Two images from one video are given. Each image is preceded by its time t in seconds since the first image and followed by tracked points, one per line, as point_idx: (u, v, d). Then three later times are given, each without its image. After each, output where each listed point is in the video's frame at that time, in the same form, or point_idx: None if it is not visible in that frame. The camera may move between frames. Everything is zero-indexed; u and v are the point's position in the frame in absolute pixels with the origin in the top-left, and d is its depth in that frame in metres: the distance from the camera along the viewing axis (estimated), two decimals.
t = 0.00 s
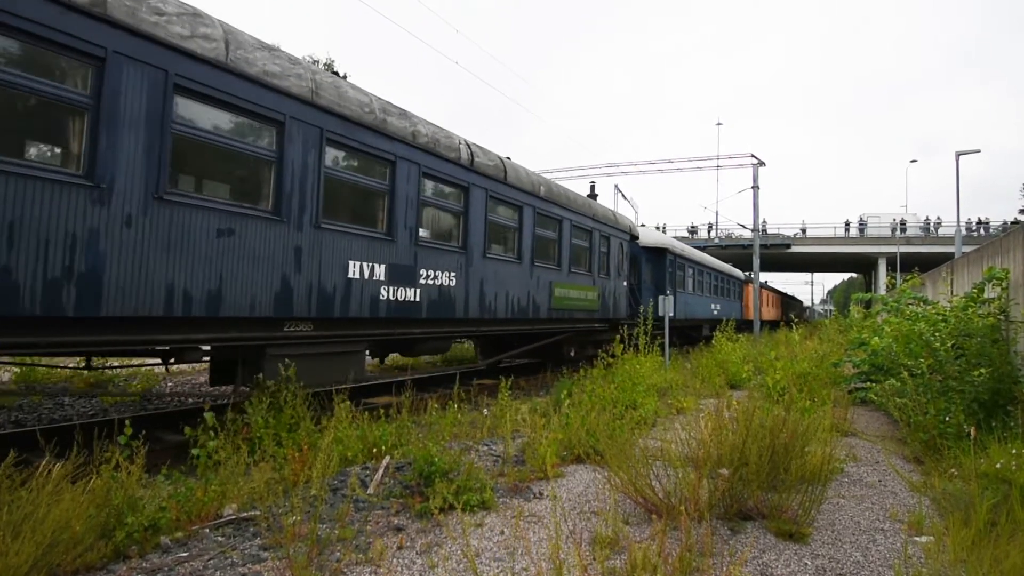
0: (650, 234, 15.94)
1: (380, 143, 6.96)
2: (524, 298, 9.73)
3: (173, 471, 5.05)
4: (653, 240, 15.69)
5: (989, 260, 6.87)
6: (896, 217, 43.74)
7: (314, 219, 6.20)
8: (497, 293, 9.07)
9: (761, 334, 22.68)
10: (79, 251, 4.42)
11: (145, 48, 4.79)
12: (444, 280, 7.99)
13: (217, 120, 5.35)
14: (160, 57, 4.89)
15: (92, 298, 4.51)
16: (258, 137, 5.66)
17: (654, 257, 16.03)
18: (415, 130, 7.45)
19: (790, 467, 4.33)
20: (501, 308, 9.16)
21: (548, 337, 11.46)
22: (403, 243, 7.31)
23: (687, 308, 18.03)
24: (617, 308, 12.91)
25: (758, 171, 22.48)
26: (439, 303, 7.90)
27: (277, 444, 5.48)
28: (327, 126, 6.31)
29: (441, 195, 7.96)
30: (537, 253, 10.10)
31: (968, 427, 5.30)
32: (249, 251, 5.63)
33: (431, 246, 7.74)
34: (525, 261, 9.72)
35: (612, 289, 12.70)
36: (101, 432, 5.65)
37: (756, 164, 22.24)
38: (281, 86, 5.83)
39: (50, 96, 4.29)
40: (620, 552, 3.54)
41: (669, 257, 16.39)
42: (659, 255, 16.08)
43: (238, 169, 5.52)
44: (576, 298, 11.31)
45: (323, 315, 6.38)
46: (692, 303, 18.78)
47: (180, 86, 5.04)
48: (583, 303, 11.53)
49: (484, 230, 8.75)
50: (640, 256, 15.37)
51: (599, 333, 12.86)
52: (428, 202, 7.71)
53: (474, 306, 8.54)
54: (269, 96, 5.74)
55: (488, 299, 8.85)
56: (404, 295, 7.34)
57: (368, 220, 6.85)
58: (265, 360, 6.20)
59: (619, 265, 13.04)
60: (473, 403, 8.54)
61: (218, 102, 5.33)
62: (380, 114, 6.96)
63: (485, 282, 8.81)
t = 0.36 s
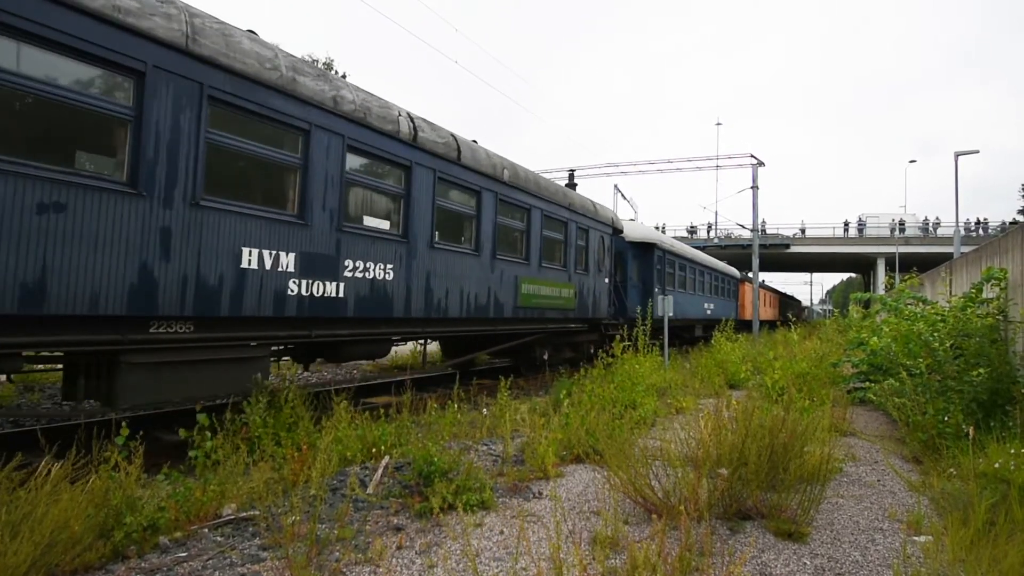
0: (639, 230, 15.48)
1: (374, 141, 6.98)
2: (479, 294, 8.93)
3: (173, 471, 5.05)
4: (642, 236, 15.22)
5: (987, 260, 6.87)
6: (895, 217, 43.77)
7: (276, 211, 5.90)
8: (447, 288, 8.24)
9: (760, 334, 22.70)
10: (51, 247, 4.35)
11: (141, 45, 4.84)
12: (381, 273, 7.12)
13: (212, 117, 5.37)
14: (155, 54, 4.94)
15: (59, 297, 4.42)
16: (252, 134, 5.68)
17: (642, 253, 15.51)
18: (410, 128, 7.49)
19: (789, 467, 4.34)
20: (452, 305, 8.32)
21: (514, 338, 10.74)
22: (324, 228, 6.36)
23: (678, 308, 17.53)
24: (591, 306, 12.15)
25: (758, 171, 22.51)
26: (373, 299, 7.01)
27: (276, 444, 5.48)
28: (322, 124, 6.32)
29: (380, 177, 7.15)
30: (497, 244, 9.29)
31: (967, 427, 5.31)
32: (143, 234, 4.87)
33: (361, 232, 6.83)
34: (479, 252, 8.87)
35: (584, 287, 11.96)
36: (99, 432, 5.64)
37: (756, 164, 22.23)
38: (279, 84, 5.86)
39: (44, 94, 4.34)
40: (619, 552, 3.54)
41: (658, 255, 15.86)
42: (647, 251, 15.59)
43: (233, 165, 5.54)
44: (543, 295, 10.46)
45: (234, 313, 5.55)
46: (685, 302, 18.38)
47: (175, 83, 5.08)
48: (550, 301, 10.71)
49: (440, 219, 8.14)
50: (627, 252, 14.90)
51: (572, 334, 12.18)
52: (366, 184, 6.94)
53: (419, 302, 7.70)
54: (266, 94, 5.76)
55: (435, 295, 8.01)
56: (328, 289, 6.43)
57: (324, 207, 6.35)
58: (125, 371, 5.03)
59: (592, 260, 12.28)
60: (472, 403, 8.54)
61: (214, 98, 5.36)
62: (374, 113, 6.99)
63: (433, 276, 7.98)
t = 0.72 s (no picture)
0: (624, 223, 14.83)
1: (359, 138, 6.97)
2: (423, 289, 8.00)
3: (172, 470, 5.04)
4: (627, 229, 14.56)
5: (986, 260, 6.87)
6: (895, 217, 43.80)
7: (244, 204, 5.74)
8: (381, 281, 7.35)
9: (761, 334, 22.71)
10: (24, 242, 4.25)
11: (133, 42, 4.87)
12: (291, 263, 6.20)
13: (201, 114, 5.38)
14: (147, 52, 4.95)
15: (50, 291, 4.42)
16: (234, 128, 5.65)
17: (625, 248, 14.84)
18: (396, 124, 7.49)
19: (788, 466, 4.35)
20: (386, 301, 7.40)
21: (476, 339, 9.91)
22: (205, 205, 5.38)
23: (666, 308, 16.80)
24: (561, 303, 11.31)
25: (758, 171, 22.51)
26: (279, 292, 6.08)
27: (275, 443, 5.47)
28: (302, 116, 6.27)
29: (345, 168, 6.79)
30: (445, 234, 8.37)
31: (965, 427, 5.33)
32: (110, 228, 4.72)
33: (262, 214, 5.89)
34: (421, 242, 7.93)
35: (554, 283, 11.12)
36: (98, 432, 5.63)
37: (755, 164, 22.20)
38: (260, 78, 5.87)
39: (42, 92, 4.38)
40: (619, 551, 3.54)
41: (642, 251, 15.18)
42: (632, 245, 14.94)
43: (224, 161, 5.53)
44: (500, 291, 9.56)
45: (182, 310, 5.25)
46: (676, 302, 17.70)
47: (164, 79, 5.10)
48: (508, 297, 9.81)
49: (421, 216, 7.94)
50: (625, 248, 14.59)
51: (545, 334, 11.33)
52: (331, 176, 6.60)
53: (342, 298, 6.80)
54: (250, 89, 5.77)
55: (364, 291, 7.11)
56: (222, 281, 5.53)
57: (266, 194, 5.95)
58: None
59: (563, 254, 11.41)
60: (472, 402, 8.54)
61: (201, 92, 5.35)
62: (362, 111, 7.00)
63: (363, 268, 7.08)
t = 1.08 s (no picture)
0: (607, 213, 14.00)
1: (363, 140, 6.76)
2: (349, 286, 6.65)
3: (170, 470, 5.05)
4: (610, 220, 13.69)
5: (986, 259, 6.87)
6: (894, 217, 43.81)
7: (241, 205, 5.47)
8: (290, 274, 5.95)
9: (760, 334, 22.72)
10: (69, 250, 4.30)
11: (140, 44, 4.71)
12: (153, 250, 4.81)
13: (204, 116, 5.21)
14: (153, 54, 4.79)
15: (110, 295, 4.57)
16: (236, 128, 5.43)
17: (608, 241, 13.91)
18: (399, 124, 7.29)
19: (787, 466, 4.36)
20: (298, 298, 6.07)
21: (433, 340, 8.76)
22: (20, 173, 4.06)
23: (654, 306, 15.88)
24: (528, 300, 10.14)
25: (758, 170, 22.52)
26: (138, 287, 4.71)
27: (275, 443, 5.46)
28: (303, 117, 6.03)
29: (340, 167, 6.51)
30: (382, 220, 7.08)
31: (964, 426, 5.33)
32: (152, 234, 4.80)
33: (115, 186, 4.56)
34: (348, 228, 6.59)
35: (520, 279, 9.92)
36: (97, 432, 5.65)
37: (755, 164, 22.17)
38: (264, 78, 5.64)
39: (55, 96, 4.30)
40: (618, 551, 3.54)
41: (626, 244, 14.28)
42: (615, 238, 14.01)
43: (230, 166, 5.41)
44: (452, 286, 8.29)
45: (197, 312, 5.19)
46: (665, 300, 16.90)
47: (170, 81, 4.93)
48: (464, 292, 8.54)
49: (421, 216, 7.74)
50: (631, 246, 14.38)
51: (515, 333, 10.26)
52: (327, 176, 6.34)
53: (232, 293, 5.42)
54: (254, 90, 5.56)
55: (266, 285, 5.73)
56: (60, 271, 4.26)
57: (120, 162, 4.63)
58: None
59: (532, 246, 10.26)
60: (471, 402, 8.54)
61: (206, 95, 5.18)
62: (366, 110, 6.78)
63: (263, 257, 5.71)
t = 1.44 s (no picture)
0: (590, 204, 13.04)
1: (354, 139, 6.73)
2: (247, 277, 5.63)
3: (171, 469, 5.05)
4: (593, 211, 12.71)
5: (987, 259, 6.86)
6: (894, 216, 43.80)
7: (211, 198, 5.30)
8: (164, 262, 4.96)
9: (760, 333, 22.72)
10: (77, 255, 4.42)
11: (135, 42, 4.74)
12: (99, 247, 4.54)
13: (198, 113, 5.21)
14: (148, 51, 4.81)
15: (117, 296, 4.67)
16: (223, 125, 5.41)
17: (589, 234, 12.96)
18: (393, 122, 7.25)
19: (787, 465, 4.35)
20: (169, 292, 5.01)
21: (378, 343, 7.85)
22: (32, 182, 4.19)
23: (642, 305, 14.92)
24: (489, 296, 9.16)
25: (758, 170, 22.53)
26: (146, 289, 4.83)
27: (275, 443, 5.45)
28: (303, 117, 6.11)
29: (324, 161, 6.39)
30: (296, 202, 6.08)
31: (965, 426, 5.34)
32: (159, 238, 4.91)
33: None
34: (245, 210, 5.57)
35: (478, 272, 8.93)
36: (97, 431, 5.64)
37: (755, 164, 22.14)
38: (255, 75, 5.62)
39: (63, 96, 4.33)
40: (618, 550, 3.54)
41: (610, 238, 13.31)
42: (597, 231, 13.08)
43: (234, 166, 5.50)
44: (386, 280, 7.22)
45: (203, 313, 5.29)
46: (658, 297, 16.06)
47: (165, 79, 4.93)
48: (403, 288, 7.47)
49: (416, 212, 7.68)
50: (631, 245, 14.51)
51: (476, 335, 9.34)
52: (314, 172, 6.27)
53: (131, 287, 4.75)
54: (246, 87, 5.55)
55: (178, 281, 5.07)
56: None
57: None
58: None
59: (495, 237, 9.28)
60: (471, 401, 8.54)
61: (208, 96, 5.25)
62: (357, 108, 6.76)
63: (127, 241, 4.71)
